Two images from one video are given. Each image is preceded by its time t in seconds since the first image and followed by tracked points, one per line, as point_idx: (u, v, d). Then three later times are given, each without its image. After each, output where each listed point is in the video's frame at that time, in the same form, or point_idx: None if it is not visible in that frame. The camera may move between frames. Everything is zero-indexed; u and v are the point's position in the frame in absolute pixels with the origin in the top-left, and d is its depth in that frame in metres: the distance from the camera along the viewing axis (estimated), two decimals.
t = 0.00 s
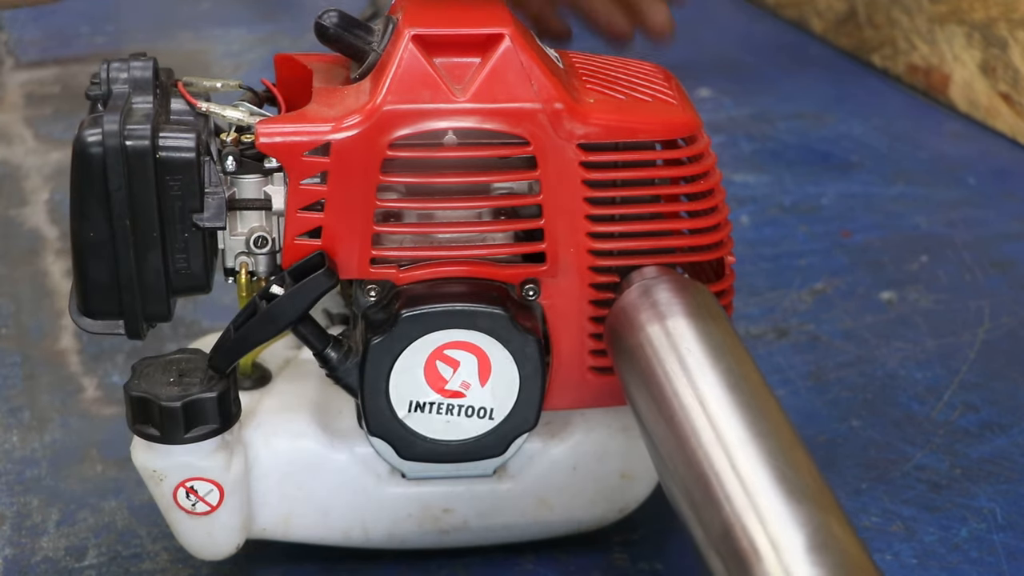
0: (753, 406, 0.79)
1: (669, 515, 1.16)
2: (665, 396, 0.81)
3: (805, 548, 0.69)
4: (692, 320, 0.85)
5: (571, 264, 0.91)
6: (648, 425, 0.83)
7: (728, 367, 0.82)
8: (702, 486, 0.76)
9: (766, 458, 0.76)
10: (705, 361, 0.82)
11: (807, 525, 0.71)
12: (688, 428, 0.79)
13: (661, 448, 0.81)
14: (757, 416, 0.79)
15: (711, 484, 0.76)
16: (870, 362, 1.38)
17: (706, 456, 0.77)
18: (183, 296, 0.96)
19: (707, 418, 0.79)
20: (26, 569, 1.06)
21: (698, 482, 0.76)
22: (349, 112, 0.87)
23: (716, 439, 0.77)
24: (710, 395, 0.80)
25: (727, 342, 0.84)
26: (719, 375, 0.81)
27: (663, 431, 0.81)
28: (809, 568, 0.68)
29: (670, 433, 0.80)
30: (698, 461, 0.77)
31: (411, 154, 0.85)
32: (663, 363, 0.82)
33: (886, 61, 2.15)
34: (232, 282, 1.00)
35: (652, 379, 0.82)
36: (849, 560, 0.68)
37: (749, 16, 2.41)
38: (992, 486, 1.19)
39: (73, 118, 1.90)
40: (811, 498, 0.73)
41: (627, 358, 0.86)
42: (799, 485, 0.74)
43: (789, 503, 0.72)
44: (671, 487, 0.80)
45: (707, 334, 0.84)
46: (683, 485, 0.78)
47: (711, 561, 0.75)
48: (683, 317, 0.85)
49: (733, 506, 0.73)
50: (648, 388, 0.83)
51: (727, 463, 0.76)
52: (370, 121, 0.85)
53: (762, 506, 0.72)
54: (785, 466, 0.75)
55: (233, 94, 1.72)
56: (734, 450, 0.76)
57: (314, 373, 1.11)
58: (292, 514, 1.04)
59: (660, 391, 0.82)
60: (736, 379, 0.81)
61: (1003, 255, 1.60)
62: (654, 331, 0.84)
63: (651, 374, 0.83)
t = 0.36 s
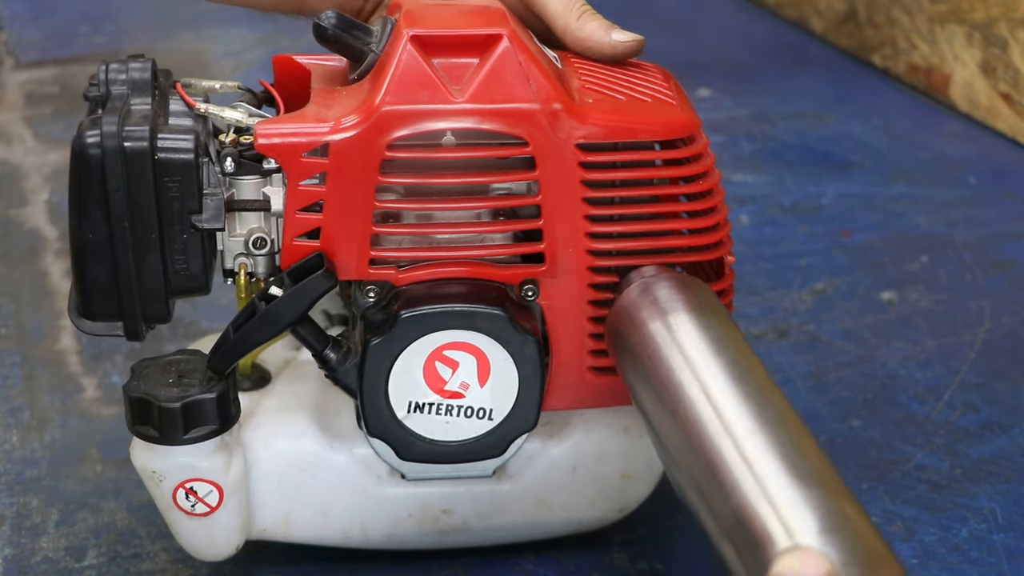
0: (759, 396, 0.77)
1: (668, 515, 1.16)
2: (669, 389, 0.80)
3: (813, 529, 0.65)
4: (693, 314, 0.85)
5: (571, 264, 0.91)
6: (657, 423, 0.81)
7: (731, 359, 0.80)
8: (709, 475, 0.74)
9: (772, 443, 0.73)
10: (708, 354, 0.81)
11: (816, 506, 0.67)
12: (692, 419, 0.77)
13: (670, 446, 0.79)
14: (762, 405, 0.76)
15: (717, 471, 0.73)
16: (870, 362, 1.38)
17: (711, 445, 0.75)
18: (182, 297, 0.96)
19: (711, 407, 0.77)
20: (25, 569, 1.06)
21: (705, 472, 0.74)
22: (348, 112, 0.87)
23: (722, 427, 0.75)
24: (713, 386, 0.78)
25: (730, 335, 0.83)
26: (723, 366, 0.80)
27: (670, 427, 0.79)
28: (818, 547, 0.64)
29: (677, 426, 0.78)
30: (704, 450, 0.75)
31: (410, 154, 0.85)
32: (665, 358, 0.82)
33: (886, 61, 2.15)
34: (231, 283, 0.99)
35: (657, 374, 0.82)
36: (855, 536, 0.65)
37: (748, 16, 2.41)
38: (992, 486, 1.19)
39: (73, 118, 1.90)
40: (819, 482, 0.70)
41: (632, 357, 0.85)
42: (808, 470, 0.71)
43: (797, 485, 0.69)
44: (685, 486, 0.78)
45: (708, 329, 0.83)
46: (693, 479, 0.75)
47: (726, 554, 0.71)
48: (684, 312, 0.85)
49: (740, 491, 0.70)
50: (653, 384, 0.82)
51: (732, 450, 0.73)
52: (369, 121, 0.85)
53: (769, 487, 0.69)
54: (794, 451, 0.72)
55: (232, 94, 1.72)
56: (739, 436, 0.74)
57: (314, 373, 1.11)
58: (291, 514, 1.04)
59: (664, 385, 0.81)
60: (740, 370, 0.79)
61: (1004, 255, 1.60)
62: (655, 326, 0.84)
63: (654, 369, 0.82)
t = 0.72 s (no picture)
0: (779, 392, 0.78)
1: (669, 516, 1.16)
2: (689, 391, 0.80)
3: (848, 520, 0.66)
4: (705, 315, 0.85)
5: (576, 264, 0.90)
6: (678, 424, 0.82)
7: (748, 357, 0.81)
8: (737, 474, 0.74)
9: (797, 438, 0.73)
10: (726, 352, 0.81)
11: (848, 497, 0.68)
12: (715, 419, 0.77)
13: (693, 446, 0.80)
14: (784, 401, 0.77)
15: (746, 469, 0.73)
16: (870, 362, 1.38)
17: (736, 444, 0.75)
18: (186, 296, 0.96)
19: (733, 407, 0.77)
20: (26, 569, 1.06)
21: (734, 470, 0.74)
22: (355, 113, 0.86)
23: (746, 426, 0.76)
24: (733, 385, 0.79)
25: (742, 334, 0.84)
26: (741, 365, 0.80)
27: (692, 427, 0.80)
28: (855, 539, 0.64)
29: (699, 427, 0.79)
30: (730, 450, 0.75)
31: (416, 155, 0.85)
32: (682, 358, 0.82)
33: (886, 61, 2.15)
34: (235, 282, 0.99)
35: (674, 375, 0.82)
36: (892, 523, 0.66)
37: (748, 16, 2.41)
38: (992, 486, 1.19)
39: (73, 118, 1.90)
40: (847, 473, 0.70)
41: (647, 359, 0.86)
42: (835, 463, 0.71)
43: (827, 476, 0.70)
44: (710, 485, 0.78)
45: (722, 328, 0.84)
46: (720, 478, 0.76)
47: (759, 550, 0.71)
48: (696, 312, 0.85)
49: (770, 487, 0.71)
50: (670, 385, 0.82)
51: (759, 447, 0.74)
52: (376, 121, 0.85)
53: (799, 482, 0.70)
54: (819, 444, 0.73)
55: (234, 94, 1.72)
56: (765, 434, 0.74)
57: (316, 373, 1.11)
58: (293, 514, 1.04)
59: (682, 385, 0.81)
60: (758, 368, 0.80)
61: (1003, 255, 1.60)
62: (669, 328, 0.85)
63: (671, 370, 0.82)
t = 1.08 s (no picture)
0: (777, 393, 0.78)
1: (669, 516, 1.16)
2: (686, 390, 0.80)
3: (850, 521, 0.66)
4: (704, 315, 0.85)
5: (574, 266, 0.90)
6: (673, 424, 0.81)
7: (746, 356, 0.81)
8: (735, 474, 0.74)
9: (796, 438, 0.73)
10: (724, 352, 0.81)
11: (849, 498, 0.68)
12: (714, 419, 0.77)
13: (689, 446, 0.79)
14: (782, 401, 0.77)
15: (744, 469, 0.73)
16: (870, 362, 1.38)
17: (735, 444, 0.75)
18: (185, 297, 0.96)
19: (732, 406, 0.77)
20: (25, 569, 1.06)
21: (731, 470, 0.74)
22: (353, 114, 0.87)
23: (745, 426, 0.75)
24: (732, 385, 0.78)
25: (741, 335, 0.84)
26: (740, 364, 0.80)
27: (689, 427, 0.79)
28: (855, 540, 0.64)
29: (696, 427, 0.78)
30: (727, 451, 0.75)
31: (414, 156, 0.85)
32: (681, 358, 0.82)
33: (886, 61, 2.15)
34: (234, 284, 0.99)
35: (671, 375, 0.82)
36: (889, 529, 0.66)
37: (748, 17, 2.41)
38: (992, 486, 1.19)
39: (73, 118, 1.90)
40: (847, 474, 0.70)
41: (644, 358, 0.85)
42: (834, 463, 0.71)
43: (824, 480, 0.70)
44: (705, 486, 0.78)
45: (720, 328, 0.84)
46: (716, 478, 0.76)
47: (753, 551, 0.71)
48: (694, 312, 0.85)
49: (770, 487, 0.71)
50: (667, 385, 0.82)
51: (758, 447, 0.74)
52: (374, 123, 0.85)
53: (800, 482, 0.70)
54: (818, 445, 0.73)
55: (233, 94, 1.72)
56: (763, 434, 0.74)
57: (315, 373, 1.11)
58: (293, 514, 1.04)
59: (680, 384, 0.81)
60: (757, 368, 0.80)
61: (1003, 255, 1.60)
62: (667, 326, 0.85)
63: (669, 369, 0.82)
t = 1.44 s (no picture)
0: (763, 393, 0.78)
1: (669, 515, 1.16)
2: (677, 390, 0.80)
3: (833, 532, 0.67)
4: (698, 315, 0.85)
5: (576, 265, 0.90)
6: (662, 423, 0.82)
7: (736, 357, 0.81)
8: (720, 477, 0.74)
9: (781, 442, 0.74)
10: (714, 353, 0.81)
11: (830, 507, 0.69)
12: (702, 422, 0.77)
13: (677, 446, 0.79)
14: (767, 402, 0.77)
15: (730, 473, 0.74)
16: (871, 362, 1.38)
17: (722, 447, 0.75)
18: (187, 296, 0.96)
19: (721, 409, 0.77)
20: (25, 569, 1.06)
21: (717, 474, 0.75)
22: (355, 113, 0.87)
23: (733, 430, 0.76)
24: (721, 386, 0.79)
25: (734, 335, 0.84)
26: (730, 365, 0.80)
27: (677, 428, 0.79)
28: (832, 552, 0.65)
29: (684, 427, 0.79)
30: (714, 453, 0.75)
31: (417, 155, 0.85)
32: (672, 358, 0.82)
33: (886, 61, 2.15)
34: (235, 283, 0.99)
35: (662, 374, 0.82)
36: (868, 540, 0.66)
37: (748, 17, 2.41)
38: (992, 486, 1.20)
39: (73, 118, 1.89)
40: (828, 481, 0.71)
41: (636, 357, 0.85)
42: (817, 468, 0.72)
43: (807, 489, 0.70)
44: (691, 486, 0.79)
45: (713, 328, 0.84)
46: (701, 480, 0.76)
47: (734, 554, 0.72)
48: (688, 311, 0.85)
49: (752, 491, 0.71)
50: (658, 384, 0.82)
51: (744, 450, 0.74)
52: (377, 122, 0.85)
53: (783, 489, 0.70)
54: (801, 448, 0.74)
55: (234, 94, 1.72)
56: (749, 437, 0.75)
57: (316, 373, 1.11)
58: (294, 514, 1.04)
59: (670, 384, 0.81)
60: (744, 369, 0.80)
61: (1003, 255, 1.60)
62: (660, 325, 0.84)
63: (661, 370, 0.82)
